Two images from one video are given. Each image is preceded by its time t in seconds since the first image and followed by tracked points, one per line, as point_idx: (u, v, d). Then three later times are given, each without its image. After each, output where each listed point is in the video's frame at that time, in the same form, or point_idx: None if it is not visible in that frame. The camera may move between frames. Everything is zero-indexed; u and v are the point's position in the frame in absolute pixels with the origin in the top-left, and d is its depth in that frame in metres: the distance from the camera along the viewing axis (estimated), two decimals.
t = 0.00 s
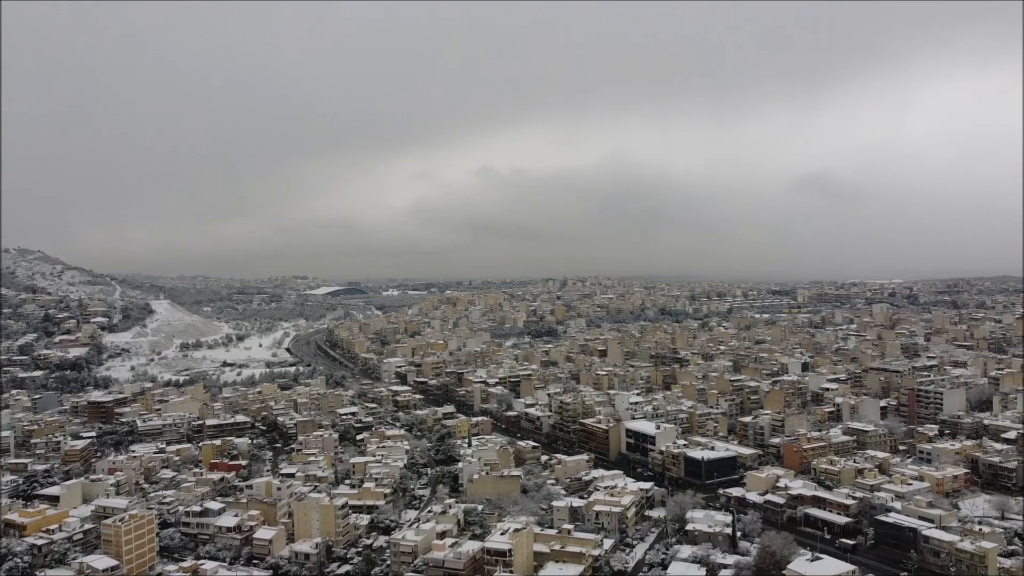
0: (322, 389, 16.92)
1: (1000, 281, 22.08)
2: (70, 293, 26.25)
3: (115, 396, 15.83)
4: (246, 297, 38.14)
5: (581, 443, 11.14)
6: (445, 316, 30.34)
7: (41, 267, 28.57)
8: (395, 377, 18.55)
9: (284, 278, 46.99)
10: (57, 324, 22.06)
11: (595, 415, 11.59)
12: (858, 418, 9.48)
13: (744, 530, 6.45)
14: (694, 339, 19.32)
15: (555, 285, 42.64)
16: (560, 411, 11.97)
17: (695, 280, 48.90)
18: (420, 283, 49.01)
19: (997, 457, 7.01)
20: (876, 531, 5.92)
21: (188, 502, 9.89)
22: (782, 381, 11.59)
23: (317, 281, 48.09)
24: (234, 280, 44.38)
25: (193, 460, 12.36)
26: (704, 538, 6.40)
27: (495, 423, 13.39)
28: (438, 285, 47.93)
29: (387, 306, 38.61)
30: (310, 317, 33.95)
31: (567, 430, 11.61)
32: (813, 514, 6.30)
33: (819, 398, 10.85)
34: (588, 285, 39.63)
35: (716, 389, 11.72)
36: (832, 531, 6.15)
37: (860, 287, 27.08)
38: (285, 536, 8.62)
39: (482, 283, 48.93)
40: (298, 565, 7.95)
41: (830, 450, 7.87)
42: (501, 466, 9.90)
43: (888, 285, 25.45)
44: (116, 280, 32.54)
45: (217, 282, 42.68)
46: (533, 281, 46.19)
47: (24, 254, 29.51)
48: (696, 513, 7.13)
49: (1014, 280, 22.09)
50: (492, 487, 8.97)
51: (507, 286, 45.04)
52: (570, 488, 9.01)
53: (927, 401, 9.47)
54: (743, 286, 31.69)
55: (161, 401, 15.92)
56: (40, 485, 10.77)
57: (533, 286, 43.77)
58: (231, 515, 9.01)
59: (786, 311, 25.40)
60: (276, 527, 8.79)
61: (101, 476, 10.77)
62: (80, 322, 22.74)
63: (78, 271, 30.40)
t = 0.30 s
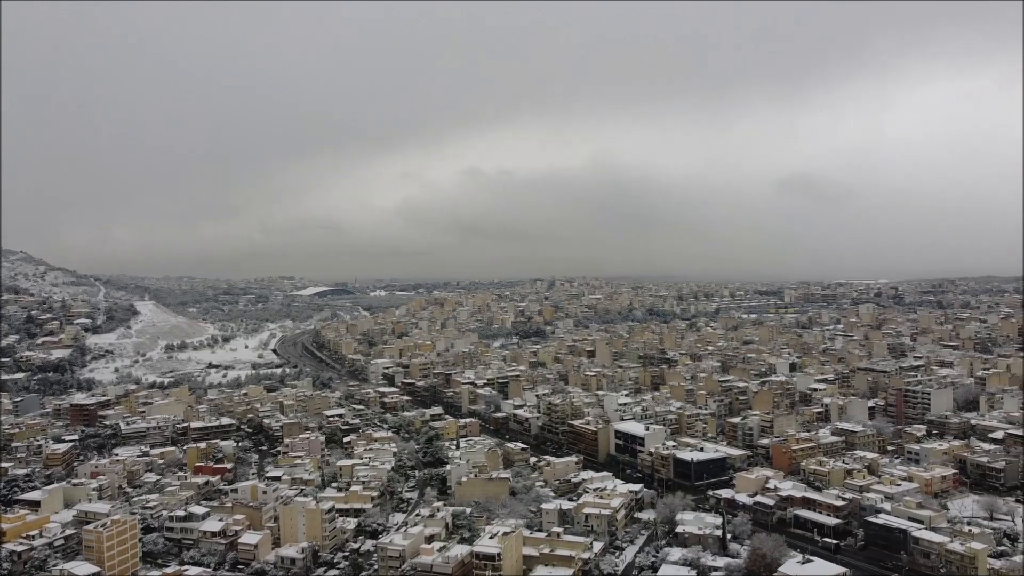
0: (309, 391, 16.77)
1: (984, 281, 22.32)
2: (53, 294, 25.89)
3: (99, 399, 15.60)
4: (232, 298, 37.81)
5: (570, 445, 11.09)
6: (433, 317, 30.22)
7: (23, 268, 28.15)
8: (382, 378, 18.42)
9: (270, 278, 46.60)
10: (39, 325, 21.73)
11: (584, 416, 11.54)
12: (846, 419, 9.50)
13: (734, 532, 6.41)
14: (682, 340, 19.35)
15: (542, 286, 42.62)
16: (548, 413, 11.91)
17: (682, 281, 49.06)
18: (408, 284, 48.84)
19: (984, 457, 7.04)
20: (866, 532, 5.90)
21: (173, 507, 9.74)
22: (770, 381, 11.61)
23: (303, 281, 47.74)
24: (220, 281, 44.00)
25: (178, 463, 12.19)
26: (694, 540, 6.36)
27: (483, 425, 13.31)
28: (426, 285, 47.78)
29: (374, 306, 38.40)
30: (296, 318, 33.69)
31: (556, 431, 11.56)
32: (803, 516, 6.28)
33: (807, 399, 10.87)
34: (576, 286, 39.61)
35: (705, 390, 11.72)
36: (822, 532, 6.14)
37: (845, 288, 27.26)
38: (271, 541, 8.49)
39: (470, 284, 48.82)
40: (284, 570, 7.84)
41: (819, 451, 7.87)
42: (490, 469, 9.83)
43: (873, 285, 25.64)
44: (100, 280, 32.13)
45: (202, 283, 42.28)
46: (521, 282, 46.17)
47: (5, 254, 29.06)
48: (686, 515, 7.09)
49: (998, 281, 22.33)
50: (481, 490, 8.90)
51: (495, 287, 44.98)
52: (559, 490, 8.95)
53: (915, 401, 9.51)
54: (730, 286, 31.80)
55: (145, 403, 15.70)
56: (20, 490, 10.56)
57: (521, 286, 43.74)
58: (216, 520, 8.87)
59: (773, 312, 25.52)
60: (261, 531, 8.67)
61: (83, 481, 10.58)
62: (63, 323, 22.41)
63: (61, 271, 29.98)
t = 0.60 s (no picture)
0: (295, 392, 16.61)
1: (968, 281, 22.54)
2: (35, 295, 25.49)
3: (81, 401, 15.35)
4: (217, 298, 37.45)
5: (558, 447, 11.04)
6: (421, 318, 30.07)
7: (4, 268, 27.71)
8: (369, 380, 18.29)
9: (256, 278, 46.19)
10: (21, 326, 21.37)
11: (572, 418, 11.49)
12: (834, 419, 9.52)
13: (724, 535, 6.38)
14: (669, 340, 19.37)
15: (530, 286, 42.58)
16: (536, 414, 11.86)
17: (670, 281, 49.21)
18: (395, 284, 48.65)
19: (972, 458, 7.06)
20: (855, 533, 5.89)
21: (156, 511, 9.58)
22: (758, 382, 11.62)
23: (289, 282, 47.36)
24: (205, 283, 43.59)
25: (161, 466, 12.01)
26: (683, 542, 6.33)
27: (471, 426, 13.23)
28: (413, 286, 47.62)
29: (361, 307, 38.19)
30: (283, 319, 33.41)
31: (544, 433, 11.50)
32: (793, 517, 6.26)
33: (795, 399, 10.89)
34: (563, 287, 39.53)
35: (693, 391, 11.72)
36: (811, 533, 6.13)
37: (832, 288, 27.43)
38: (255, 546, 8.36)
39: (457, 285, 48.70)
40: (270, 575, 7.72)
41: (807, 452, 7.86)
42: (477, 471, 9.75)
43: (859, 286, 25.82)
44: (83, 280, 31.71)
45: (187, 283, 41.84)
46: (509, 282, 46.10)
47: None
48: (675, 517, 7.06)
49: (982, 280, 22.56)
50: (469, 492, 8.83)
51: (483, 287, 44.92)
52: (547, 492, 8.89)
53: (902, 401, 9.55)
54: (717, 287, 31.91)
55: (129, 405, 15.48)
56: None
57: (509, 286, 43.69)
58: (200, 525, 8.73)
59: (760, 312, 25.62)
60: (246, 536, 8.54)
61: (64, 485, 10.39)
62: (45, 324, 22.06)
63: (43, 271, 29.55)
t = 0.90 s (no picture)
0: (281, 394, 16.44)
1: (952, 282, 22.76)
2: (16, 295, 25.09)
3: (63, 404, 15.10)
4: (202, 299, 37.08)
5: (547, 448, 10.98)
6: (408, 318, 29.93)
7: None
8: (356, 381, 18.16)
9: (241, 278, 45.77)
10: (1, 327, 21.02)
11: (561, 419, 11.44)
12: (822, 420, 9.54)
13: (713, 537, 6.35)
14: (657, 341, 19.38)
15: (518, 286, 42.55)
16: (525, 415, 11.79)
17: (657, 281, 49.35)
18: (382, 285, 48.45)
19: (959, 458, 7.09)
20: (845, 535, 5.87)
21: (139, 516, 9.41)
22: (746, 382, 11.63)
23: (275, 283, 47.02)
24: (190, 284, 43.17)
25: (144, 470, 11.83)
26: (673, 545, 6.29)
27: (459, 428, 13.15)
28: (400, 287, 47.45)
29: (348, 308, 37.97)
30: (269, 320, 33.13)
31: (533, 434, 11.44)
32: (782, 519, 6.24)
33: (783, 400, 10.91)
34: (550, 287, 39.54)
35: (681, 391, 11.71)
36: (801, 535, 6.11)
37: (818, 289, 27.62)
38: (240, 551, 8.22)
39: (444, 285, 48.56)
40: None
41: (796, 452, 7.86)
42: (466, 474, 9.67)
43: (845, 286, 26.00)
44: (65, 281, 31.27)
45: (171, 284, 41.42)
46: (496, 283, 46.04)
47: None
48: (664, 519, 7.02)
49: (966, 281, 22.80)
50: (456, 495, 8.75)
51: (470, 288, 44.85)
52: (536, 494, 8.83)
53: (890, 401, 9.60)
54: (704, 287, 32.04)
55: (112, 407, 15.24)
56: None
57: (497, 287, 43.64)
58: (184, 530, 8.58)
59: (747, 312, 25.73)
60: (231, 541, 8.40)
61: (45, 490, 10.19)
62: (27, 325, 21.72)
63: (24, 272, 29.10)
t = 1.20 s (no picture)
0: (266, 396, 16.27)
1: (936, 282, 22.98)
2: None
3: (44, 407, 14.84)
4: (187, 300, 36.69)
5: (535, 450, 10.92)
6: (395, 319, 29.78)
7: None
8: (343, 383, 18.01)
9: (226, 279, 45.33)
10: None
11: (549, 421, 11.39)
12: (810, 421, 9.56)
13: (703, 539, 6.32)
14: (645, 341, 19.40)
15: (505, 287, 42.50)
16: (513, 417, 11.73)
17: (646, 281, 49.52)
18: (369, 286, 48.23)
19: (947, 458, 7.12)
20: (835, 537, 5.86)
21: (121, 521, 9.23)
22: (734, 383, 11.65)
23: (261, 284, 46.67)
24: (175, 284, 42.72)
25: (127, 473, 11.64)
26: (663, 547, 6.25)
27: (446, 430, 13.06)
28: (387, 287, 47.28)
29: (334, 309, 37.74)
30: (254, 321, 32.84)
31: (521, 436, 11.38)
32: (772, 521, 6.23)
33: (771, 400, 10.92)
34: (538, 288, 39.53)
35: (670, 392, 11.70)
36: (791, 537, 6.09)
37: (804, 289, 27.82)
38: (224, 556, 8.08)
39: (432, 286, 48.42)
40: None
41: (785, 453, 7.85)
42: (453, 476, 9.58)
43: (831, 287, 26.19)
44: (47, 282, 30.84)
45: (155, 284, 40.95)
46: (484, 284, 45.97)
47: None
48: (654, 522, 6.98)
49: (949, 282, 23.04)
50: (444, 498, 8.66)
51: (457, 289, 44.77)
52: (524, 497, 8.77)
53: (877, 401, 9.64)
54: (691, 288, 32.16)
55: (94, 409, 15.00)
56: None
57: (484, 287, 43.58)
58: (167, 534, 8.43)
59: (734, 312, 25.83)
60: (215, 546, 8.26)
61: (24, 495, 9.99)
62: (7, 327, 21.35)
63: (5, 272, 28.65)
